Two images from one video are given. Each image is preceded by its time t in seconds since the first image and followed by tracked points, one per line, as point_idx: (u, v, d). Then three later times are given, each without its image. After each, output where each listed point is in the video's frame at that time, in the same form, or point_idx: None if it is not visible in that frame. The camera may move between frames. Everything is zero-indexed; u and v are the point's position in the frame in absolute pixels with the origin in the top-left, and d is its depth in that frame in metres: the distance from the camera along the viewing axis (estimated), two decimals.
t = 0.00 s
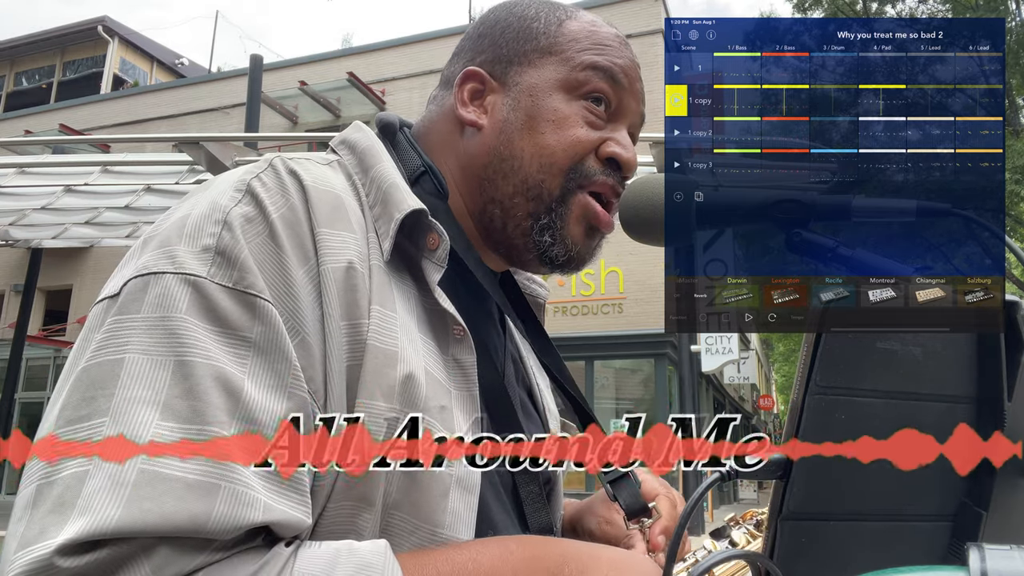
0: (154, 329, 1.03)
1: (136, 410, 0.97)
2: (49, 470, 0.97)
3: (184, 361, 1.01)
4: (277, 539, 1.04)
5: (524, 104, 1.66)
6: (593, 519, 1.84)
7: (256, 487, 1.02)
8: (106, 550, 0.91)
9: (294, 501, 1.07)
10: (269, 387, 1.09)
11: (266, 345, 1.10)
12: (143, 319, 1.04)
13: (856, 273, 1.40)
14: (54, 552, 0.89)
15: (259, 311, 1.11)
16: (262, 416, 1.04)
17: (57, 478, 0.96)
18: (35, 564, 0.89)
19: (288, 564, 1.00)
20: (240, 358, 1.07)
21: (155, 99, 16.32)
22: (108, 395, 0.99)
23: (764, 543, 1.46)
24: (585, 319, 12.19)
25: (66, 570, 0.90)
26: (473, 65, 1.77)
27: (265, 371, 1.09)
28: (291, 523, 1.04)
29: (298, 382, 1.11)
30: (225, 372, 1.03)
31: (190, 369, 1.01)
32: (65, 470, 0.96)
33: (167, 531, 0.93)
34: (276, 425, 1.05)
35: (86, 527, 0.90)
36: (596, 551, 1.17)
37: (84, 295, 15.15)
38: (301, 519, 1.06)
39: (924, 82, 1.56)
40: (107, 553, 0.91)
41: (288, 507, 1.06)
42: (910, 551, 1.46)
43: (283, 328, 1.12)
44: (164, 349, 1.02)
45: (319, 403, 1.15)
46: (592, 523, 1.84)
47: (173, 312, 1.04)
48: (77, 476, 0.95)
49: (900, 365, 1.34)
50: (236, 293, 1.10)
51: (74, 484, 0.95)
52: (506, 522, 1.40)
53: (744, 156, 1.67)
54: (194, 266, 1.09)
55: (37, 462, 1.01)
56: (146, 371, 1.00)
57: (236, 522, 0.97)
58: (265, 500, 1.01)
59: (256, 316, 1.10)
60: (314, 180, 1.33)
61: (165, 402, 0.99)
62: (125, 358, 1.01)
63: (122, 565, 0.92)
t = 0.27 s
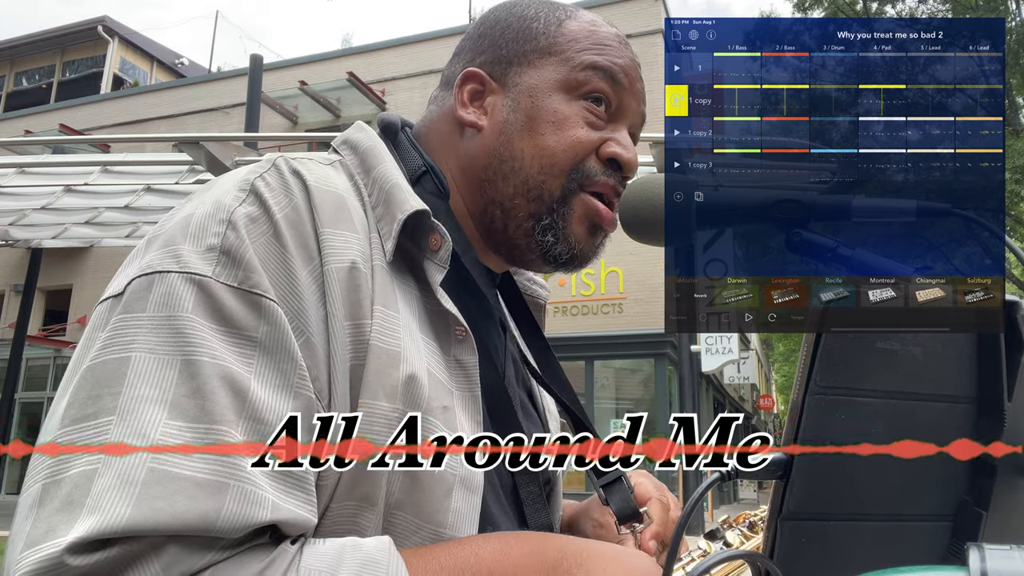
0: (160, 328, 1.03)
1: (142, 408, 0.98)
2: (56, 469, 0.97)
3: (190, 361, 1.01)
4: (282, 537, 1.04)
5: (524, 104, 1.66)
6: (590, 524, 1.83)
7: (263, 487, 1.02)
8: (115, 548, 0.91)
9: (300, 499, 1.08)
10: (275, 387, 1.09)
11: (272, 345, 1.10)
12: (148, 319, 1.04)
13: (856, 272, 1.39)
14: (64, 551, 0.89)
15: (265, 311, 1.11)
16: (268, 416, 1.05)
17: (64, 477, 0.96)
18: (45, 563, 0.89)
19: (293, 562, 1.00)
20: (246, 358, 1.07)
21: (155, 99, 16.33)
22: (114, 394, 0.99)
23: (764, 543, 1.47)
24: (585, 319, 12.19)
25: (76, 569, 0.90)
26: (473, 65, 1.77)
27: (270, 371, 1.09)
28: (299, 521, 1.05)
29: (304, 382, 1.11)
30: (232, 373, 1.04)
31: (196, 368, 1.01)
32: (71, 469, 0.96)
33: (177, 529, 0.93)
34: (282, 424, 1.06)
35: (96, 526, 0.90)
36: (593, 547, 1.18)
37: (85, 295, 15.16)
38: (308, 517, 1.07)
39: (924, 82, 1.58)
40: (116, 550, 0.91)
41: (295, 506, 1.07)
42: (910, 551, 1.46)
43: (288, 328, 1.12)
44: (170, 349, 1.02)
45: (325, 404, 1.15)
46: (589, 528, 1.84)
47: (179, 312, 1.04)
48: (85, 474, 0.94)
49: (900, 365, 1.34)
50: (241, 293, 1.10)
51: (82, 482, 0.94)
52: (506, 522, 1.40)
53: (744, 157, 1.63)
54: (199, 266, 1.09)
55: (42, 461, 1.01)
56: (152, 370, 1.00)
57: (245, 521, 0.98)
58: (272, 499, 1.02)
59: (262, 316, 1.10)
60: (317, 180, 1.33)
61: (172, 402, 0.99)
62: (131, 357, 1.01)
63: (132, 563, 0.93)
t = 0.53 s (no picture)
0: (166, 324, 1.03)
1: (150, 404, 0.98)
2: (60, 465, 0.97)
3: (198, 358, 1.02)
4: (289, 533, 1.04)
5: (525, 106, 1.67)
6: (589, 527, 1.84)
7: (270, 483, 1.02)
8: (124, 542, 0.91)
9: (305, 497, 1.08)
10: (281, 385, 1.10)
11: (278, 343, 1.11)
12: (155, 315, 1.04)
13: (856, 272, 1.42)
14: (73, 544, 0.89)
15: (271, 309, 1.11)
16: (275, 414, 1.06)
17: (71, 471, 0.96)
18: (54, 556, 0.89)
19: (299, 559, 1.00)
20: (252, 355, 1.08)
21: (155, 99, 16.33)
22: (120, 391, 0.99)
23: (763, 542, 1.48)
24: (585, 319, 12.19)
25: (84, 563, 0.89)
26: (476, 67, 1.78)
27: (275, 370, 1.10)
28: (304, 518, 1.04)
29: (309, 381, 1.13)
30: (238, 370, 1.04)
31: (203, 365, 1.01)
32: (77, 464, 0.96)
33: (186, 524, 0.93)
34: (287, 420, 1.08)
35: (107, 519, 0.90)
36: (592, 546, 1.17)
37: (85, 295, 15.17)
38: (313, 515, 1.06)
39: (924, 82, 1.56)
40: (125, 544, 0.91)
41: (300, 503, 1.06)
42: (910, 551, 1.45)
43: (294, 326, 1.13)
44: (177, 346, 1.02)
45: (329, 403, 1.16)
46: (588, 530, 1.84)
47: (185, 308, 1.04)
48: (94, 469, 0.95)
49: (900, 364, 1.35)
50: (248, 291, 1.11)
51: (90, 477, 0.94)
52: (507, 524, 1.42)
53: (744, 156, 1.64)
54: (205, 263, 1.09)
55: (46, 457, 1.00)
56: (160, 367, 1.00)
57: (253, 516, 0.97)
58: (279, 495, 1.02)
59: (268, 314, 1.11)
60: (322, 180, 1.33)
61: (179, 399, 0.99)
62: (137, 352, 1.01)
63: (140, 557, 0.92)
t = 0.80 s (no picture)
0: (170, 322, 1.03)
1: (153, 402, 0.98)
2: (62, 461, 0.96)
3: (201, 356, 1.02)
4: (291, 532, 1.04)
5: (526, 108, 1.67)
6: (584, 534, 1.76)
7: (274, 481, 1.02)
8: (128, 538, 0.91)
9: (308, 495, 1.09)
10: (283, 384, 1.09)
11: (280, 341, 1.10)
12: (158, 313, 1.04)
13: (856, 272, 1.41)
14: (77, 538, 0.88)
15: (273, 308, 1.11)
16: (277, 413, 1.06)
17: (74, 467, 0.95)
18: (57, 551, 0.88)
19: (302, 557, 1.00)
20: (255, 353, 1.08)
21: (155, 99, 16.33)
22: (123, 388, 0.98)
23: (764, 542, 1.48)
24: (585, 319, 12.18)
25: (89, 557, 0.89)
26: (477, 68, 1.77)
27: (277, 369, 1.09)
28: (306, 516, 1.05)
29: (311, 381, 1.12)
30: (241, 368, 1.04)
31: (207, 363, 1.01)
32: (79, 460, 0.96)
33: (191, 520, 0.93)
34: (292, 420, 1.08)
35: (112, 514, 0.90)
36: (589, 550, 1.18)
37: (85, 295, 15.17)
38: (316, 513, 1.07)
39: (924, 82, 1.57)
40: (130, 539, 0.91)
41: (302, 501, 1.07)
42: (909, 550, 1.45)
43: (297, 325, 1.12)
44: (181, 344, 1.02)
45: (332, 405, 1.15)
46: (582, 539, 1.75)
47: (189, 306, 1.04)
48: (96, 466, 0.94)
49: (900, 364, 1.35)
50: (251, 289, 1.11)
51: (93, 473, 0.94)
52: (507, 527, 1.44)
53: (744, 156, 1.61)
54: (208, 261, 1.09)
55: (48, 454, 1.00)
56: (163, 365, 1.00)
57: (256, 513, 0.97)
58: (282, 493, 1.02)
59: (271, 313, 1.11)
60: (324, 180, 1.33)
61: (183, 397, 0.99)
62: (141, 349, 1.01)
63: (144, 553, 0.92)
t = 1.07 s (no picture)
0: (175, 318, 1.03)
1: (159, 397, 0.97)
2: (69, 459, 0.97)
3: (207, 351, 1.01)
4: (299, 528, 1.04)
5: (526, 112, 1.67)
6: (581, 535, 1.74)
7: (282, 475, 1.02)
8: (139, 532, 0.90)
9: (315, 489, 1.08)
10: (288, 379, 1.09)
11: (285, 336, 1.10)
12: (163, 309, 1.04)
13: (856, 272, 1.42)
14: (88, 532, 0.88)
15: (278, 303, 1.11)
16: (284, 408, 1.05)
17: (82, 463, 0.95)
18: (67, 545, 0.88)
19: (311, 554, 1.00)
20: (260, 349, 1.08)
21: (155, 99, 16.33)
22: (129, 383, 0.98)
23: (764, 542, 1.48)
24: (585, 319, 12.18)
25: (100, 550, 0.89)
26: (474, 71, 1.77)
27: (282, 364, 1.09)
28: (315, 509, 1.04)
29: (316, 376, 1.12)
30: (246, 363, 1.04)
31: (212, 358, 1.01)
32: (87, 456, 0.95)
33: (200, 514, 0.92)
34: (299, 416, 1.08)
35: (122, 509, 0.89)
36: (590, 549, 1.17)
37: (85, 295, 15.17)
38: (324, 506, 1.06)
39: (925, 83, 1.56)
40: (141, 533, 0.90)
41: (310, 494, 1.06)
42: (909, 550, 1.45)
43: (301, 320, 1.12)
44: (186, 339, 1.02)
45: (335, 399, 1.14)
46: (580, 539, 1.74)
47: (193, 302, 1.04)
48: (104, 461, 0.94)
49: (900, 364, 1.34)
50: (254, 285, 1.11)
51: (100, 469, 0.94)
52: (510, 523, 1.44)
53: (744, 156, 1.61)
54: (211, 258, 1.09)
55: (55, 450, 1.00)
56: (169, 360, 1.00)
57: (266, 506, 0.97)
58: (291, 487, 1.02)
59: (275, 308, 1.11)
60: (325, 178, 1.33)
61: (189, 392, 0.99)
62: (146, 345, 1.01)
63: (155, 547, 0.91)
